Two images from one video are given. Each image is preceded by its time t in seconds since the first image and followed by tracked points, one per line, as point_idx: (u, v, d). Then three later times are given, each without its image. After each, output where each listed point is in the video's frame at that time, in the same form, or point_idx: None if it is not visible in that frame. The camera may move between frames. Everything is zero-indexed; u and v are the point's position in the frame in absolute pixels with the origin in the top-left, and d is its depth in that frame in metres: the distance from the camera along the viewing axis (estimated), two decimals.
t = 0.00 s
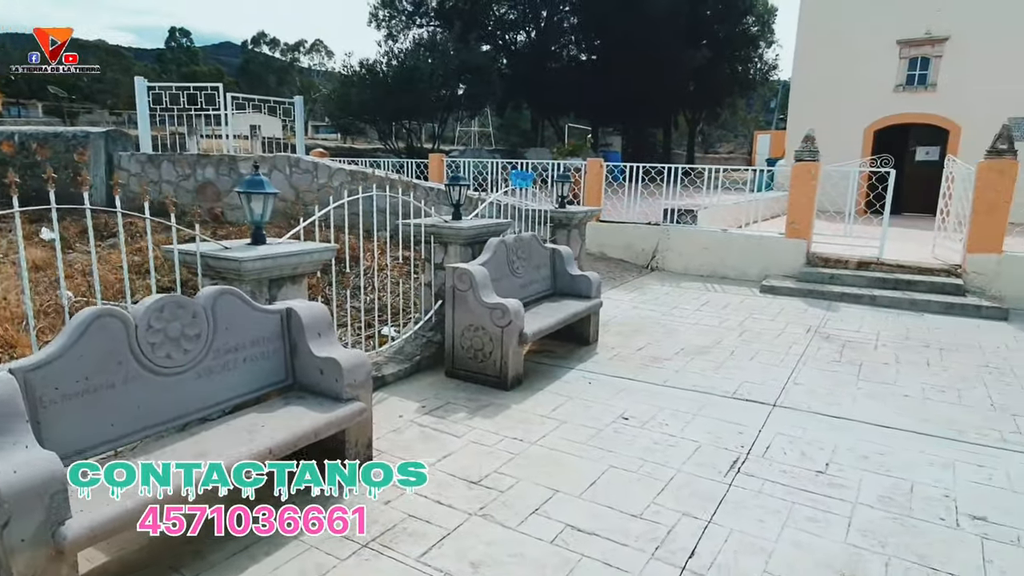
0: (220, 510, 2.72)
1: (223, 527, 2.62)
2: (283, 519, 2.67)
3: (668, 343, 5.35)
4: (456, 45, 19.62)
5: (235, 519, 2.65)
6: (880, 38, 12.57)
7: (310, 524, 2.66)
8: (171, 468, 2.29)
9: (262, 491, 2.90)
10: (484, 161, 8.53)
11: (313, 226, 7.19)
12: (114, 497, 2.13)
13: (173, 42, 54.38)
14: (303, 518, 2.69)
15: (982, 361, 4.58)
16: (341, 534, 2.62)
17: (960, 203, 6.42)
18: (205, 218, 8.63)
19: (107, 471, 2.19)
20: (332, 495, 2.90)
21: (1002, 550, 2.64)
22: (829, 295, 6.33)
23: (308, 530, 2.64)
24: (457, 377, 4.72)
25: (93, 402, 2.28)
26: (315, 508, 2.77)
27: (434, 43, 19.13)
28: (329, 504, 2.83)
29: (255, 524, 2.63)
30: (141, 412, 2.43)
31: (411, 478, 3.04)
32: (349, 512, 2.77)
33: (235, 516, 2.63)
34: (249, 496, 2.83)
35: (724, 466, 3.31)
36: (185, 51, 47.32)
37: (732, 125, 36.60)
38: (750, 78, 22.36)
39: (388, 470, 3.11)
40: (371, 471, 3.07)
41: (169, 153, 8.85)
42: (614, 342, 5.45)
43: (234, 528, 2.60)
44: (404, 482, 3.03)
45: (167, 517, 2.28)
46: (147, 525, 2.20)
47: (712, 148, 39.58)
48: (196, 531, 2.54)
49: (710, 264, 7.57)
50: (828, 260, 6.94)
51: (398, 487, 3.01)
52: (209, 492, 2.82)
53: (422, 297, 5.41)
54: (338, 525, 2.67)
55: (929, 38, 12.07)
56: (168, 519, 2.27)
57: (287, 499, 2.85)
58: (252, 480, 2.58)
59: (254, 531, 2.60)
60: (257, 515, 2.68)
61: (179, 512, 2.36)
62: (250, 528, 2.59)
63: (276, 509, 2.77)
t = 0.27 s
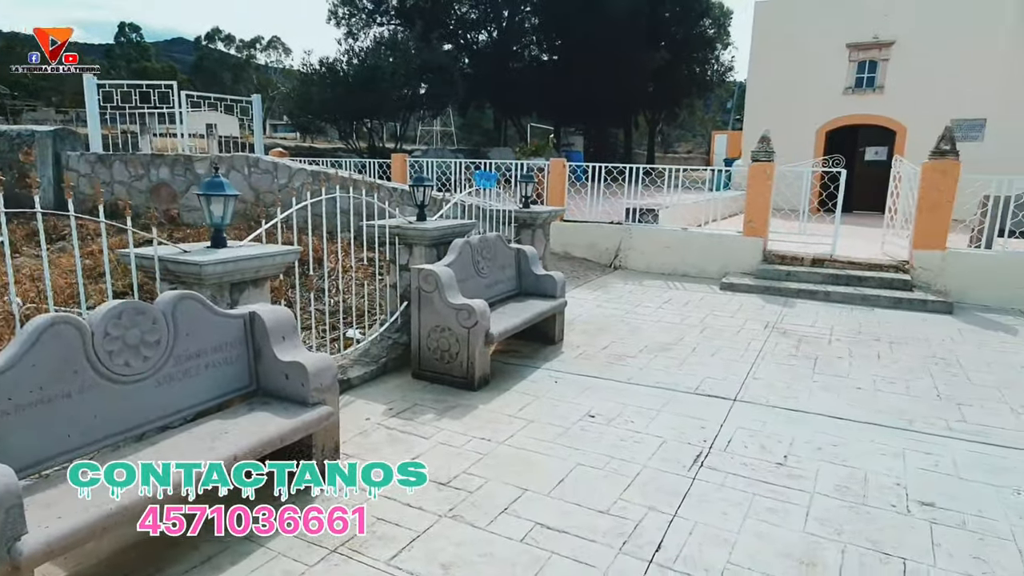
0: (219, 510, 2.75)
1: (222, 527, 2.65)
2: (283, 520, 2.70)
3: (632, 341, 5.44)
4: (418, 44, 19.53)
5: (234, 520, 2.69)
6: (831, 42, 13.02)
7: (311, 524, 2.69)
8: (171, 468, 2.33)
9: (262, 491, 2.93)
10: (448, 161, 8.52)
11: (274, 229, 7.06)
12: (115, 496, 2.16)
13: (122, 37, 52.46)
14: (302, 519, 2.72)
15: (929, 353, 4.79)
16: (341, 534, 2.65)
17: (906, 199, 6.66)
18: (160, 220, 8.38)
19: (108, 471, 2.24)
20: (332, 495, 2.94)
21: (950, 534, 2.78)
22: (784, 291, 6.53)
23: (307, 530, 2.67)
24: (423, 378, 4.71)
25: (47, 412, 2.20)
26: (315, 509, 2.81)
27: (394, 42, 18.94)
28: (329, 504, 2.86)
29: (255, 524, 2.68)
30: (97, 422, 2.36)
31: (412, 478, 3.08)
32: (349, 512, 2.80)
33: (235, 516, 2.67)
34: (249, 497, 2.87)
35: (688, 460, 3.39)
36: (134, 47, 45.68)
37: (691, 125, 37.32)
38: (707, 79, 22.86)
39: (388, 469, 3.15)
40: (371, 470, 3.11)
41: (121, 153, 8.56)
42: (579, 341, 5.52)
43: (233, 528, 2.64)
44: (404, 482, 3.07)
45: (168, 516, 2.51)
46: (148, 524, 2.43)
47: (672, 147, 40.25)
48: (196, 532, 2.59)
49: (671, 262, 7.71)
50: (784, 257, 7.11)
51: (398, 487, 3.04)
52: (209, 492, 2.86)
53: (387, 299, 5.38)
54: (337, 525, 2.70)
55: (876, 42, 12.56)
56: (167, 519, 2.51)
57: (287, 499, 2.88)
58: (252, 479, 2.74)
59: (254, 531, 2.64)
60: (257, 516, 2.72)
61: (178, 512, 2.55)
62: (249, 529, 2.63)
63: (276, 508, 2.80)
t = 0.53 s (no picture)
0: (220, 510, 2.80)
1: (222, 527, 2.69)
2: (283, 520, 2.73)
3: (595, 339, 5.52)
4: (378, 43, 19.37)
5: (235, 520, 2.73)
6: (783, 46, 13.43)
7: (311, 524, 2.72)
8: (171, 468, 2.38)
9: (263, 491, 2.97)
10: (409, 161, 8.47)
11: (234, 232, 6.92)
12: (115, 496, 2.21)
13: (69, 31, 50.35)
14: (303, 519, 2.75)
15: (877, 347, 4.98)
16: (340, 534, 2.67)
17: (856, 197, 6.88)
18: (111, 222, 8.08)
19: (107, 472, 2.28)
20: (332, 495, 2.98)
21: (898, 520, 2.92)
22: (741, 288, 6.70)
23: (307, 530, 2.70)
24: (387, 380, 4.69)
25: None
26: (315, 509, 2.83)
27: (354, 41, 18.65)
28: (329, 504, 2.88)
29: (254, 524, 2.71)
30: (50, 433, 2.28)
31: (411, 478, 3.10)
32: (348, 512, 2.82)
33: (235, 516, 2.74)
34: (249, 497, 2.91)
35: (651, 456, 3.47)
36: (81, 42, 43.81)
37: (650, 125, 37.93)
38: (665, 80, 23.27)
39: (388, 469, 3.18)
40: (371, 470, 3.14)
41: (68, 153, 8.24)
42: (543, 340, 5.57)
43: (233, 528, 2.69)
44: (404, 481, 3.09)
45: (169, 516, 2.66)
46: (147, 524, 2.60)
47: (633, 147, 40.80)
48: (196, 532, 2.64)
49: (632, 261, 7.83)
50: (741, 255, 7.29)
51: (399, 487, 3.07)
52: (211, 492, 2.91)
53: (349, 301, 5.33)
54: (337, 525, 2.72)
55: (826, 46, 13.00)
56: (168, 520, 2.64)
57: (287, 499, 2.92)
58: (252, 480, 2.86)
59: (254, 531, 2.67)
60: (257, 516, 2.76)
61: (179, 512, 2.67)
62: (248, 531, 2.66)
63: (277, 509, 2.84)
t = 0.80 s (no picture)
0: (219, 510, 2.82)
1: (223, 527, 2.71)
2: (284, 520, 2.75)
3: (560, 337, 5.58)
4: (339, 41, 19.12)
5: (235, 520, 2.74)
6: (740, 48, 13.75)
7: (311, 524, 2.74)
8: (171, 467, 2.47)
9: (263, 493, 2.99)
10: (371, 161, 8.38)
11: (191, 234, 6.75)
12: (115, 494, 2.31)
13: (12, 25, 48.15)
14: (303, 519, 2.77)
15: (830, 341, 5.16)
16: (339, 534, 2.69)
17: (810, 196, 7.06)
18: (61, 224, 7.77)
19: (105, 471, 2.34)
20: (331, 494, 3.00)
21: (850, 507, 3.04)
22: (702, 286, 6.84)
23: (308, 530, 2.71)
24: (352, 382, 4.65)
25: None
26: (315, 509, 2.85)
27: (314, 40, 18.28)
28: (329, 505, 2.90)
29: (254, 524, 2.73)
30: None
31: (411, 478, 3.12)
32: (348, 512, 2.84)
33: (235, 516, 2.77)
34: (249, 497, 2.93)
35: (615, 452, 3.53)
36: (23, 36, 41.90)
37: (612, 125, 38.37)
38: (626, 81, 23.57)
39: (387, 470, 3.21)
40: (372, 471, 3.17)
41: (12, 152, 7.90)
42: (508, 339, 5.59)
43: (233, 528, 2.70)
44: (404, 482, 3.11)
45: (168, 517, 2.70)
46: (147, 524, 2.65)
47: (595, 146, 41.18)
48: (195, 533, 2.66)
49: (596, 260, 7.92)
50: (701, 253, 7.44)
51: (399, 486, 3.09)
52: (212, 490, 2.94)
53: (312, 303, 5.27)
54: (338, 526, 2.74)
55: (781, 48, 13.38)
56: (168, 520, 2.68)
57: (287, 499, 2.95)
58: (253, 479, 2.96)
59: (254, 531, 2.69)
60: (258, 516, 2.77)
61: (179, 513, 2.72)
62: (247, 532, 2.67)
63: (276, 509, 2.86)
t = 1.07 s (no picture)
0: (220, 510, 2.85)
1: (223, 527, 2.73)
2: (284, 520, 2.77)
3: (526, 336, 5.60)
4: (299, 38, 18.70)
5: (236, 521, 2.77)
6: (699, 50, 14.01)
7: (311, 524, 2.76)
8: (167, 468, 2.64)
9: (263, 493, 3.02)
10: (333, 160, 8.28)
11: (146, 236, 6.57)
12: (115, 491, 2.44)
13: None
14: (304, 519, 2.79)
15: (788, 336, 5.31)
16: (340, 534, 2.71)
17: (768, 195, 7.23)
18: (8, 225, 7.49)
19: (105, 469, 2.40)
20: (331, 494, 3.02)
21: (807, 497, 3.14)
22: (665, 284, 6.93)
23: (310, 531, 2.73)
24: (316, 385, 4.59)
25: None
26: (317, 509, 2.87)
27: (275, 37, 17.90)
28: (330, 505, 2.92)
29: (254, 524, 2.75)
30: None
31: (411, 478, 3.15)
32: (349, 513, 2.86)
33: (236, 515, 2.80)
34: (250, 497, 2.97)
35: (580, 449, 3.57)
36: None
37: (576, 125, 38.65)
38: (590, 81, 23.79)
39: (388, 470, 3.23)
40: (371, 470, 3.19)
41: None
42: (474, 339, 5.59)
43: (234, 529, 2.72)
44: (403, 481, 3.13)
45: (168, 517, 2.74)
46: (147, 524, 2.69)
47: (560, 146, 41.43)
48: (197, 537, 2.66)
49: (561, 259, 7.94)
50: (664, 252, 7.56)
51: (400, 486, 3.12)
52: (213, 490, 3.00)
53: (274, 306, 5.18)
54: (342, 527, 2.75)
55: (739, 51, 13.67)
56: (168, 520, 2.72)
57: (286, 499, 2.97)
58: (252, 480, 3.06)
59: (255, 531, 2.71)
60: (258, 517, 2.80)
61: (179, 513, 2.76)
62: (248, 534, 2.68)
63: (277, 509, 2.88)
